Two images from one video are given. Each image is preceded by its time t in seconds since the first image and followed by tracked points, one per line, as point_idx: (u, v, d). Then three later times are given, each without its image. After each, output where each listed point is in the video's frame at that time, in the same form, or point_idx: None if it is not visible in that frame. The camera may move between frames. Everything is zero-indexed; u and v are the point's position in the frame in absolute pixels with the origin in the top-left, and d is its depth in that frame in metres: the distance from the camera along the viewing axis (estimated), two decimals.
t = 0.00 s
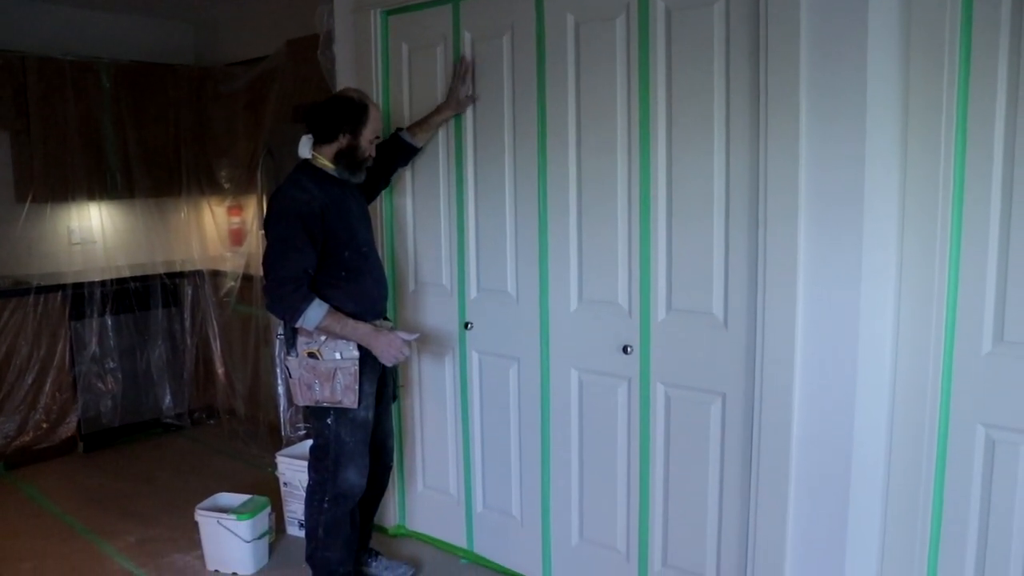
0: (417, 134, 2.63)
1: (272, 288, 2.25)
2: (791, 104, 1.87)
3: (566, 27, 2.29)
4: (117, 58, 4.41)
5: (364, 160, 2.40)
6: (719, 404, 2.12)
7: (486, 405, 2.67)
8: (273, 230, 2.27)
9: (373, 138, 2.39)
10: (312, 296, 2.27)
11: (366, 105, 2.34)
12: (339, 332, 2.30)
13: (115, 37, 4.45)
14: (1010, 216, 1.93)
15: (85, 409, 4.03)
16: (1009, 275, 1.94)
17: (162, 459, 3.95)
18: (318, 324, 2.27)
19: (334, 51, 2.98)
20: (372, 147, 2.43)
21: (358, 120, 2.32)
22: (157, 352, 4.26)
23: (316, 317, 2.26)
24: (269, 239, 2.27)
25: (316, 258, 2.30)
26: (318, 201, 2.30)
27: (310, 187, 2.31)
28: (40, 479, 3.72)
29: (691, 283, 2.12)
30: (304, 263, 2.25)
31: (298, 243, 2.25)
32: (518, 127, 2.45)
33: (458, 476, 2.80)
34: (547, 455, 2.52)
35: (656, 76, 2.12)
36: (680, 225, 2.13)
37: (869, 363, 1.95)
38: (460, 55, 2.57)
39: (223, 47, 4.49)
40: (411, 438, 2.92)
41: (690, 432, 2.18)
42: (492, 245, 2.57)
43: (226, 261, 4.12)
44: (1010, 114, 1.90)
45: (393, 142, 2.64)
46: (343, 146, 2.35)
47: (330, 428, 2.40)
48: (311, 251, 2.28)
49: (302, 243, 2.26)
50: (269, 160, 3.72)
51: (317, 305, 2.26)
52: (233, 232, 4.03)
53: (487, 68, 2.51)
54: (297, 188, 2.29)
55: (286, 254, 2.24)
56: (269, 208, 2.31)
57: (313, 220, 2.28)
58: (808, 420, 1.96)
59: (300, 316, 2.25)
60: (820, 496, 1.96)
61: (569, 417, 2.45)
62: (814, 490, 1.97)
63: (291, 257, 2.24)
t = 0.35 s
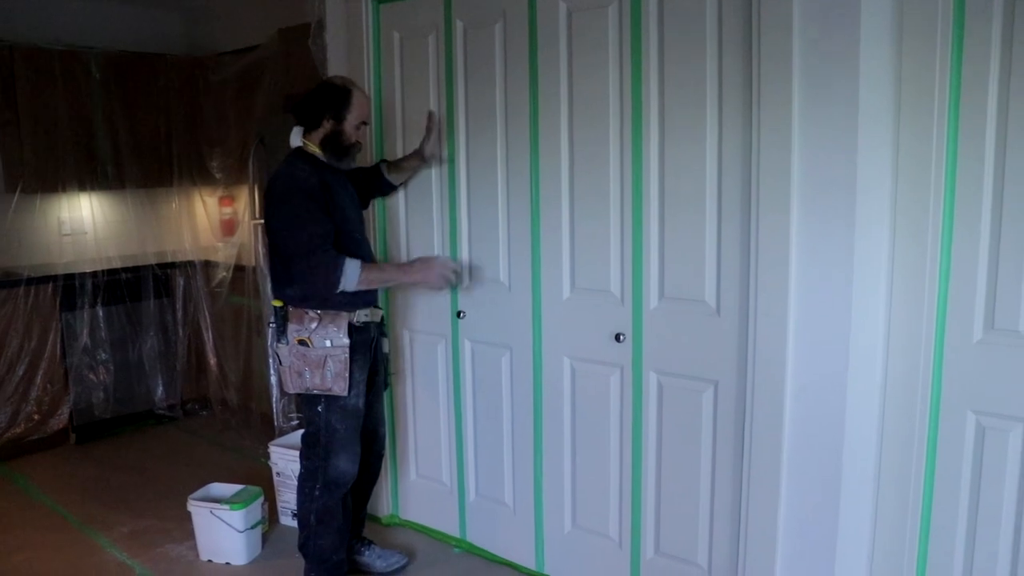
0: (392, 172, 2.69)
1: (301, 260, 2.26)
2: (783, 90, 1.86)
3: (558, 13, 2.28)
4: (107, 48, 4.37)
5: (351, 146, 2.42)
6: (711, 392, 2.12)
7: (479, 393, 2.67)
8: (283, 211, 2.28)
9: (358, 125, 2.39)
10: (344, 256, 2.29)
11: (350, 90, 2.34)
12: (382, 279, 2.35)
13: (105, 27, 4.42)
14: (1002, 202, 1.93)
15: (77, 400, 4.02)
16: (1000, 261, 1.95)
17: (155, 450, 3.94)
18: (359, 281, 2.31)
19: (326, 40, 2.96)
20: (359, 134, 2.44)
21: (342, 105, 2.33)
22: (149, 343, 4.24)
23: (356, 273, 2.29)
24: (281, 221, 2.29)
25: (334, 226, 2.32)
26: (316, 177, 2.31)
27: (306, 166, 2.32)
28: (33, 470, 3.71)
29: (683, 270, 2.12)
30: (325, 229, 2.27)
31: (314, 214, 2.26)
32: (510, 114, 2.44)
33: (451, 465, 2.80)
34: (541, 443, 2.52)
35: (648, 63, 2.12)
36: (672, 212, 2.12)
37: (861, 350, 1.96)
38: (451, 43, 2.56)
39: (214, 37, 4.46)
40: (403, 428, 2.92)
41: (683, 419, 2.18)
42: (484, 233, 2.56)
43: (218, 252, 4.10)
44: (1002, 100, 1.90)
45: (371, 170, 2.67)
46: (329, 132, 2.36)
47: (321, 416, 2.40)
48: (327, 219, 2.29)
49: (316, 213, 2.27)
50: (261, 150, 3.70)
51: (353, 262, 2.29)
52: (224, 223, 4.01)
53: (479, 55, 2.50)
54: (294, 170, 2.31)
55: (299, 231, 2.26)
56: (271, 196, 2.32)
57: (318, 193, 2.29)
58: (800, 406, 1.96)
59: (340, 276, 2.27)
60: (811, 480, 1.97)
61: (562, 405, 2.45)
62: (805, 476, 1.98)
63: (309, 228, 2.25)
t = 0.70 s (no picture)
0: (385, 174, 2.68)
1: (358, 219, 2.22)
2: (780, 78, 1.86)
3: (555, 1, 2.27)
4: (101, 38, 4.35)
5: (352, 141, 2.42)
6: (708, 380, 2.12)
7: (476, 383, 2.66)
8: (315, 184, 2.23)
9: (363, 124, 2.40)
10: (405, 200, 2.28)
11: (360, 87, 2.34)
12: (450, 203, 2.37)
13: (99, 16, 4.39)
14: (998, 191, 1.93)
15: (74, 390, 4.02)
16: (996, 250, 1.95)
17: (152, 440, 3.94)
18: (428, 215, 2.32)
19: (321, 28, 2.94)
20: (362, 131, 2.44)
21: (350, 101, 2.33)
22: (145, 333, 4.24)
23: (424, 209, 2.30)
24: (317, 196, 2.23)
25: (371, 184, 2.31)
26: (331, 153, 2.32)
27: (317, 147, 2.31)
28: (30, 461, 3.71)
29: (680, 259, 2.12)
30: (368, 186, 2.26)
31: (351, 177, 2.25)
32: (507, 104, 2.44)
33: (448, 454, 2.80)
34: (538, 432, 2.53)
35: (645, 53, 2.11)
36: (668, 200, 2.12)
37: (857, 338, 1.96)
38: (448, 31, 2.55)
39: (209, 26, 4.44)
40: (400, 417, 2.92)
41: (679, 407, 2.18)
42: (481, 223, 2.56)
43: (214, 242, 4.09)
44: (998, 89, 1.90)
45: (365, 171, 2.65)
46: (334, 126, 2.36)
47: (318, 403, 2.40)
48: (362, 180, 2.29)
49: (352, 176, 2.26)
50: (256, 139, 3.69)
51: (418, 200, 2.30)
52: (220, 213, 4.00)
53: (475, 44, 2.49)
54: (307, 150, 2.29)
55: (345, 191, 2.22)
56: (296, 179, 2.27)
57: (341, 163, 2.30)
58: (796, 394, 1.96)
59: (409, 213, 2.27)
60: (807, 468, 1.97)
61: (558, 394, 2.45)
62: (801, 464, 1.98)
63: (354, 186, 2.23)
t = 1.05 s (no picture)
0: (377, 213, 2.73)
1: (370, 241, 2.28)
2: (784, 69, 1.85)
3: None
4: (103, 25, 4.34)
5: (370, 133, 2.41)
6: (711, 371, 2.12)
7: (478, 373, 2.67)
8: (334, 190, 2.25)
9: (382, 115, 2.39)
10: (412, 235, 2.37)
11: (380, 79, 2.33)
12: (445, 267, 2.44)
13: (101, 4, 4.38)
14: (1002, 183, 1.92)
15: (76, 378, 4.02)
16: (1000, 241, 1.94)
17: (154, 428, 3.95)
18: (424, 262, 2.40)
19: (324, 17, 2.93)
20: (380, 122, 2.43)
21: (369, 92, 2.32)
22: (148, 322, 4.24)
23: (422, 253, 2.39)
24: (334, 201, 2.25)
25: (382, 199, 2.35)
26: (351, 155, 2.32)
27: (337, 144, 2.31)
28: (32, 448, 3.73)
29: (684, 249, 2.12)
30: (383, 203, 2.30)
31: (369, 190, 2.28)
32: (510, 93, 2.43)
33: (450, 443, 2.81)
34: (539, 421, 2.53)
35: (649, 44, 2.10)
36: (671, 191, 2.12)
37: (860, 329, 1.96)
38: (451, 20, 2.54)
39: (211, 14, 4.43)
40: (402, 405, 2.93)
41: (681, 397, 2.19)
42: (483, 213, 2.56)
43: (215, 230, 4.08)
44: (1002, 80, 1.89)
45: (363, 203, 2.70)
46: (352, 117, 2.36)
47: (325, 389, 2.39)
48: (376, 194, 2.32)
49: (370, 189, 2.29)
50: (258, 128, 3.68)
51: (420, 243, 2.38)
52: (222, 202, 3.99)
53: (479, 33, 2.48)
54: (329, 148, 2.28)
55: (361, 206, 2.25)
56: (313, 176, 2.27)
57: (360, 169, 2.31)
58: (798, 385, 1.96)
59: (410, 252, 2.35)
60: (808, 459, 1.97)
61: (561, 384, 2.45)
62: (803, 454, 1.98)
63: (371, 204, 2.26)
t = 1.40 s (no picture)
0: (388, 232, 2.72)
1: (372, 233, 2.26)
2: (806, 63, 1.83)
3: None
4: (123, 19, 4.36)
5: (389, 122, 2.39)
6: (729, 367, 2.11)
7: (495, 368, 2.67)
8: (347, 180, 2.25)
9: (398, 101, 2.37)
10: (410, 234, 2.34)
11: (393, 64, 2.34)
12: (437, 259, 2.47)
13: None
14: None
15: (95, 370, 4.06)
16: None
17: (171, 420, 3.98)
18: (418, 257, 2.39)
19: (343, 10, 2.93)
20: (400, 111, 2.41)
21: (382, 78, 2.32)
22: (166, 315, 4.27)
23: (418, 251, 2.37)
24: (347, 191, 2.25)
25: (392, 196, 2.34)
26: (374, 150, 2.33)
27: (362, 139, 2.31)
28: (52, 439, 3.77)
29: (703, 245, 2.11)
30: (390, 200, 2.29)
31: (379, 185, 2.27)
32: (528, 88, 2.42)
33: (466, 437, 2.81)
34: (556, 417, 2.53)
35: (669, 37, 2.09)
36: (691, 187, 2.11)
37: (880, 326, 1.94)
38: (470, 14, 2.54)
39: (230, 9, 4.44)
40: (418, 400, 2.93)
41: (699, 394, 2.18)
42: (501, 208, 2.56)
43: (234, 223, 4.10)
44: None
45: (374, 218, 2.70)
46: (369, 105, 2.35)
47: (342, 383, 2.40)
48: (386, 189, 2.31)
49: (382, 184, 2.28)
50: (276, 122, 3.69)
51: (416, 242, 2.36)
52: (241, 195, 4.01)
53: (498, 26, 2.47)
54: (353, 139, 2.29)
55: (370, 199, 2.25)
56: (331, 164, 2.27)
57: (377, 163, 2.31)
58: (818, 382, 1.95)
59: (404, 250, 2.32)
60: (829, 455, 1.96)
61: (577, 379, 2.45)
62: (823, 451, 1.97)
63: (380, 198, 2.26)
